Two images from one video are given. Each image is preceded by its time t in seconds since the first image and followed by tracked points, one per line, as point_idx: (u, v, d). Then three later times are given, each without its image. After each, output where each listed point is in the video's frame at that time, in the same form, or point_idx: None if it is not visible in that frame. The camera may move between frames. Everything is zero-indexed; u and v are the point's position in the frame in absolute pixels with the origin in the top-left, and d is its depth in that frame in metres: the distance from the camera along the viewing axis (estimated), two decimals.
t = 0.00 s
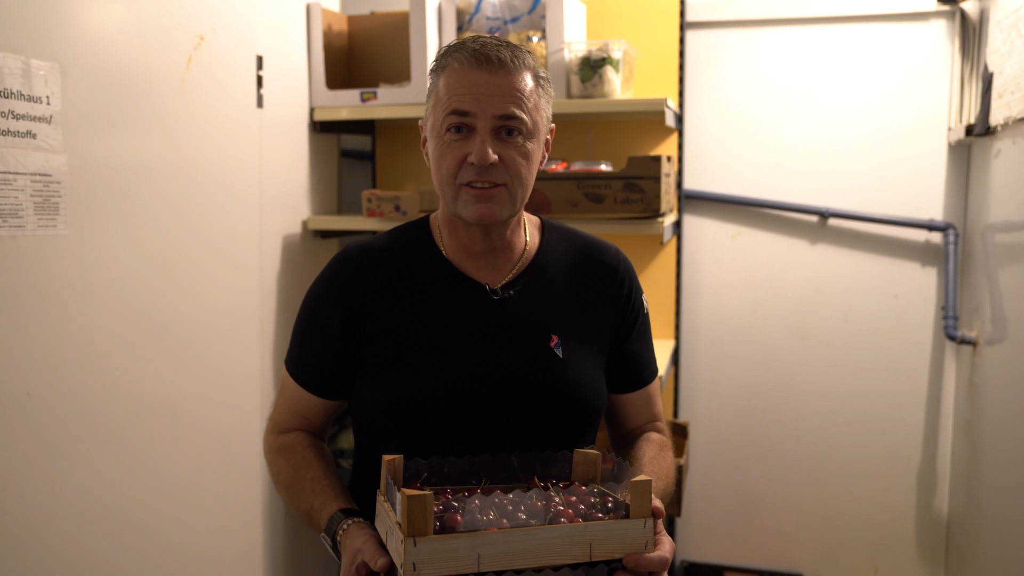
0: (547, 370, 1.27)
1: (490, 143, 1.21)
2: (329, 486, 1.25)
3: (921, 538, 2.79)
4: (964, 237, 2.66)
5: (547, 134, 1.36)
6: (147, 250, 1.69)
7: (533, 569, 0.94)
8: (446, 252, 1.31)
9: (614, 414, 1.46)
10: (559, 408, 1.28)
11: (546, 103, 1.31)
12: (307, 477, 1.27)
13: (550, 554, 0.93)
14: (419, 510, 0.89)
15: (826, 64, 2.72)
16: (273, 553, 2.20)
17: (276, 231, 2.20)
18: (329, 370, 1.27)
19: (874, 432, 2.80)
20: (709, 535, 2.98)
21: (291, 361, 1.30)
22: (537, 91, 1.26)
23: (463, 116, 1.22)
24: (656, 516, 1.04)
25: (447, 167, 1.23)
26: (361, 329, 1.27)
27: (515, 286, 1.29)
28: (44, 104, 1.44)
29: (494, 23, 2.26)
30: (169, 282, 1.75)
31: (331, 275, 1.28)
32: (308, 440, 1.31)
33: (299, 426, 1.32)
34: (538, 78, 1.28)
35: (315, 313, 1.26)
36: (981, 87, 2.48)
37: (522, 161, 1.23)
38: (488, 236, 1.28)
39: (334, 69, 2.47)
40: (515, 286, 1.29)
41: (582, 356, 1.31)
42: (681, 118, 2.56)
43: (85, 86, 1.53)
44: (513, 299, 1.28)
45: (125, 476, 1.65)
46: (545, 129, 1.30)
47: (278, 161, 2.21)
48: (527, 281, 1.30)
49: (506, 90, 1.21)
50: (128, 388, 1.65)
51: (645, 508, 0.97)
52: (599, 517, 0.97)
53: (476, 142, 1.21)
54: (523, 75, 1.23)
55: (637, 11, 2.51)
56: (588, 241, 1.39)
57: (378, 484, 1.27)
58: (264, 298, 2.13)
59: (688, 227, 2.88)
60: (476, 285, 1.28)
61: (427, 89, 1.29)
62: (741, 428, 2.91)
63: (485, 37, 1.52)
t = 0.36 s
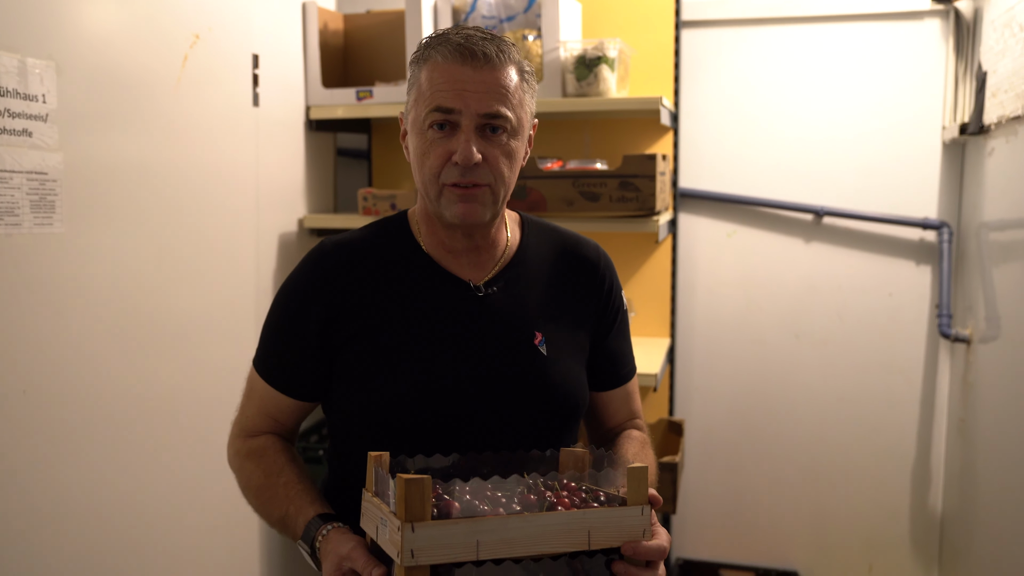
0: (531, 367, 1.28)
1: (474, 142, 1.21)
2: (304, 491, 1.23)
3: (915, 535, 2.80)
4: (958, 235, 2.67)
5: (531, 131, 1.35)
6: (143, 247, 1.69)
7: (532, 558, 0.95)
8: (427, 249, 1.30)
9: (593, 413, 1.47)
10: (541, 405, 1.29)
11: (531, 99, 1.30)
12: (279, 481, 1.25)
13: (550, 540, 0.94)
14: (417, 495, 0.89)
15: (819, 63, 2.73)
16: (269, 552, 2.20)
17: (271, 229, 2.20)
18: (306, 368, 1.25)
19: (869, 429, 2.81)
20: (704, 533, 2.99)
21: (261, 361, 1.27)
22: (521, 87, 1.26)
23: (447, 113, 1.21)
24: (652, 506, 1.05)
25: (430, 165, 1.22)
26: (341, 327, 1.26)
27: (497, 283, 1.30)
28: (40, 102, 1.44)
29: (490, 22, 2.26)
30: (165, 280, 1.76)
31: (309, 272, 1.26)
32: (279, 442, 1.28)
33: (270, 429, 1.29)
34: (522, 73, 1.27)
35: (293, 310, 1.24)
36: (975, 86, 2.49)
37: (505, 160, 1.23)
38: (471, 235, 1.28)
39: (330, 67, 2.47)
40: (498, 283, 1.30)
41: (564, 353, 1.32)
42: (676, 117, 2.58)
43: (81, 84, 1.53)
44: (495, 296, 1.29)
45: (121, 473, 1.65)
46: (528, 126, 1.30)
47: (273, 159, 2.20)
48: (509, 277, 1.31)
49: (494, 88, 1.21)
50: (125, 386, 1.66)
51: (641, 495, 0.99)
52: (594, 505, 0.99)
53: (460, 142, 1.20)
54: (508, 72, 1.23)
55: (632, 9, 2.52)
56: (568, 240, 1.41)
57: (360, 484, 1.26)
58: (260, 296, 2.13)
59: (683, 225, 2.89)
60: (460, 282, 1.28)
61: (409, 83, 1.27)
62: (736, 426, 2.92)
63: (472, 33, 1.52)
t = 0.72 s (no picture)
0: (528, 359, 1.29)
1: (505, 201, 1.16)
2: (301, 491, 1.23)
3: (912, 532, 2.81)
4: (956, 233, 2.68)
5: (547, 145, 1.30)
6: (143, 245, 1.69)
7: (536, 550, 0.95)
8: (429, 253, 1.29)
9: (592, 407, 1.47)
10: (539, 397, 1.30)
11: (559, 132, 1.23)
12: (275, 481, 1.24)
13: (553, 532, 0.94)
14: (416, 488, 0.89)
15: (817, 61, 2.73)
16: (268, 550, 2.21)
17: (270, 227, 2.20)
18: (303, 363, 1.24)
19: (866, 427, 2.82)
20: (702, 530, 3.00)
21: (257, 356, 1.26)
22: (555, 133, 1.19)
23: (482, 172, 1.13)
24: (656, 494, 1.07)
25: (453, 210, 1.18)
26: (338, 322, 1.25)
27: (496, 277, 1.31)
28: (41, 100, 1.45)
29: (490, 20, 2.28)
30: (165, 278, 1.76)
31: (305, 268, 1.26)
32: (276, 442, 1.27)
33: (266, 428, 1.27)
34: (558, 113, 1.19)
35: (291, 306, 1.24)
36: (973, 84, 2.50)
37: (526, 207, 1.20)
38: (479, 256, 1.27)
39: (329, 66, 2.47)
40: (496, 277, 1.31)
41: (559, 345, 1.34)
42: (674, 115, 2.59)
43: (81, 82, 1.54)
44: (494, 290, 1.30)
45: (121, 470, 1.65)
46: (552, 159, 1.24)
47: (273, 157, 2.21)
48: (506, 272, 1.32)
49: (533, 151, 1.14)
50: (126, 383, 1.66)
51: (645, 485, 1.00)
52: (598, 495, 0.99)
53: (491, 200, 1.15)
54: (549, 131, 1.15)
55: (630, 8, 2.52)
56: (562, 233, 1.42)
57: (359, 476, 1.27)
58: (259, 294, 2.14)
59: (681, 224, 2.89)
60: (457, 276, 1.28)
61: (444, 109, 1.16)
62: (734, 423, 2.93)
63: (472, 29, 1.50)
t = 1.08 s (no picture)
0: (546, 356, 1.30)
1: (543, 208, 1.18)
2: (323, 482, 1.23)
3: (911, 529, 2.82)
4: (955, 230, 2.69)
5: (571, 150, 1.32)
6: (143, 242, 1.70)
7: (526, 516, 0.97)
8: (455, 251, 1.30)
9: (600, 402, 1.48)
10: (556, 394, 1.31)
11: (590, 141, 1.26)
12: (299, 470, 1.25)
13: (538, 497, 0.96)
14: (401, 462, 0.91)
15: (817, 59, 2.74)
16: (268, 546, 2.21)
17: (270, 225, 2.20)
18: (325, 353, 1.25)
19: (865, 424, 2.83)
20: (701, 527, 3.01)
21: (284, 344, 1.27)
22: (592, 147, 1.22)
23: (526, 181, 1.15)
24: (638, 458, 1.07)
25: (490, 214, 1.19)
26: (362, 314, 1.27)
27: (516, 273, 1.31)
28: (42, 97, 1.45)
29: (489, 18, 2.28)
30: (166, 275, 1.76)
31: (333, 259, 1.28)
32: (301, 431, 1.29)
33: (292, 416, 1.29)
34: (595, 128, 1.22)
35: (318, 296, 1.26)
36: (972, 82, 2.50)
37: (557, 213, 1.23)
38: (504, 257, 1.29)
39: (329, 63, 2.47)
40: (516, 274, 1.31)
41: (576, 343, 1.34)
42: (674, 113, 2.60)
43: (82, 80, 1.54)
44: (513, 286, 1.30)
45: (121, 466, 1.66)
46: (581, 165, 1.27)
47: (273, 155, 2.21)
48: (526, 268, 1.33)
49: (574, 162, 1.16)
50: (126, 380, 1.66)
51: (624, 447, 1.01)
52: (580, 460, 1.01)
53: (530, 207, 1.17)
54: (589, 144, 1.18)
55: (630, 5, 2.52)
56: (581, 231, 1.42)
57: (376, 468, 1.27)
58: (259, 291, 2.14)
59: (680, 221, 2.90)
60: (478, 272, 1.29)
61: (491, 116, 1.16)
62: (733, 421, 2.93)
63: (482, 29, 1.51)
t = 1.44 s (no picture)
0: (565, 357, 1.30)
1: (571, 208, 1.19)
2: (342, 465, 1.25)
3: (910, 528, 2.82)
4: (955, 229, 2.69)
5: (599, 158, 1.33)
6: (144, 240, 1.70)
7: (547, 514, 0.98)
8: (480, 248, 1.30)
9: (609, 405, 1.47)
10: (572, 397, 1.31)
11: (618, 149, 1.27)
12: (319, 452, 1.26)
13: (558, 497, 0.97)
14: (433, 452, 0.93)
15: (818, 58, 2.74)
16: (269, 545, 2.22)
17: (271, 224, 2.20)
18: (349, 345, 1.26)
19: (865, 422, 2.83)
20: (701, 525, 3.01)
21: (309, 332, 1.28)
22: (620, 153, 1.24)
23: (557, 180, 1.16)
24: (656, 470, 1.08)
25: (519, 212, 1.20)
26: (385, 307, 1.27)
27: (538, 273, 1.32)
28: (42, 96, 1.45)
29: (489, 16, 2.29)
30: (166, 273, 1.77)
31: (360, 251, 1.29)
32: (322, 415, 1.29)
33: (313, 401, 1.30)
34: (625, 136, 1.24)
35: (344, 287, 1.26)
36: (971, 80, 2.50)
37: (584, 215, 1.24)
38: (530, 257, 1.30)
39: (329, 62, 2.47)
40: (537, 274, 1.32)
41: (594, 345, 1.34)
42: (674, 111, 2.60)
43: (82, 79, 1.54)
44: (534, 286, 1.31)
45: (123, 464, 1.66)
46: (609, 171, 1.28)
47: (272, 153, 2.21)
48: (546, 268, 1.33)
49: (603, 165, 1.18)
50: (127, 378, 1.67)
51: (644, 454, 1.01)
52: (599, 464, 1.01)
53: (559, 206, 1.18)
54: (619, 150, 1.20)
55: (630, 4, 2.52)
56: (602, 235, 1.42)
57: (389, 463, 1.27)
58: (259, 289, 2.14)
59: (681, 220, 2.90)
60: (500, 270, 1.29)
61: (525, 116, 1.17)
62: (733, 419, 2.94)
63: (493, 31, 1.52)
